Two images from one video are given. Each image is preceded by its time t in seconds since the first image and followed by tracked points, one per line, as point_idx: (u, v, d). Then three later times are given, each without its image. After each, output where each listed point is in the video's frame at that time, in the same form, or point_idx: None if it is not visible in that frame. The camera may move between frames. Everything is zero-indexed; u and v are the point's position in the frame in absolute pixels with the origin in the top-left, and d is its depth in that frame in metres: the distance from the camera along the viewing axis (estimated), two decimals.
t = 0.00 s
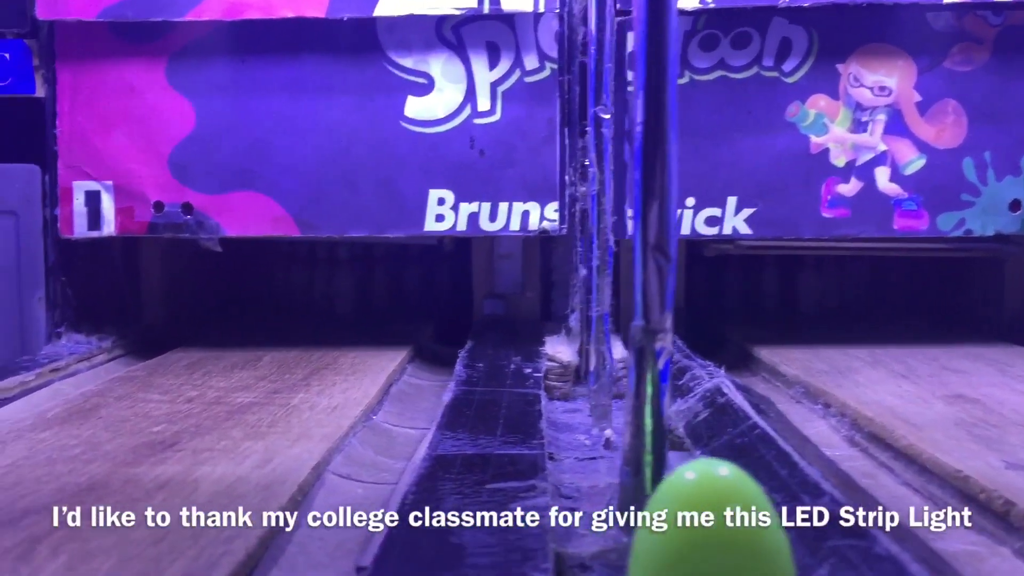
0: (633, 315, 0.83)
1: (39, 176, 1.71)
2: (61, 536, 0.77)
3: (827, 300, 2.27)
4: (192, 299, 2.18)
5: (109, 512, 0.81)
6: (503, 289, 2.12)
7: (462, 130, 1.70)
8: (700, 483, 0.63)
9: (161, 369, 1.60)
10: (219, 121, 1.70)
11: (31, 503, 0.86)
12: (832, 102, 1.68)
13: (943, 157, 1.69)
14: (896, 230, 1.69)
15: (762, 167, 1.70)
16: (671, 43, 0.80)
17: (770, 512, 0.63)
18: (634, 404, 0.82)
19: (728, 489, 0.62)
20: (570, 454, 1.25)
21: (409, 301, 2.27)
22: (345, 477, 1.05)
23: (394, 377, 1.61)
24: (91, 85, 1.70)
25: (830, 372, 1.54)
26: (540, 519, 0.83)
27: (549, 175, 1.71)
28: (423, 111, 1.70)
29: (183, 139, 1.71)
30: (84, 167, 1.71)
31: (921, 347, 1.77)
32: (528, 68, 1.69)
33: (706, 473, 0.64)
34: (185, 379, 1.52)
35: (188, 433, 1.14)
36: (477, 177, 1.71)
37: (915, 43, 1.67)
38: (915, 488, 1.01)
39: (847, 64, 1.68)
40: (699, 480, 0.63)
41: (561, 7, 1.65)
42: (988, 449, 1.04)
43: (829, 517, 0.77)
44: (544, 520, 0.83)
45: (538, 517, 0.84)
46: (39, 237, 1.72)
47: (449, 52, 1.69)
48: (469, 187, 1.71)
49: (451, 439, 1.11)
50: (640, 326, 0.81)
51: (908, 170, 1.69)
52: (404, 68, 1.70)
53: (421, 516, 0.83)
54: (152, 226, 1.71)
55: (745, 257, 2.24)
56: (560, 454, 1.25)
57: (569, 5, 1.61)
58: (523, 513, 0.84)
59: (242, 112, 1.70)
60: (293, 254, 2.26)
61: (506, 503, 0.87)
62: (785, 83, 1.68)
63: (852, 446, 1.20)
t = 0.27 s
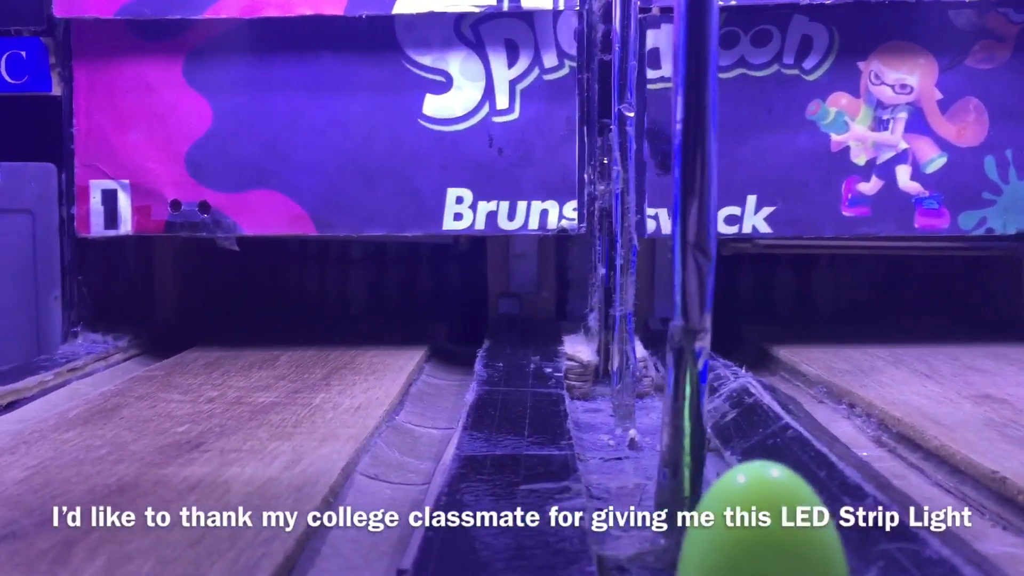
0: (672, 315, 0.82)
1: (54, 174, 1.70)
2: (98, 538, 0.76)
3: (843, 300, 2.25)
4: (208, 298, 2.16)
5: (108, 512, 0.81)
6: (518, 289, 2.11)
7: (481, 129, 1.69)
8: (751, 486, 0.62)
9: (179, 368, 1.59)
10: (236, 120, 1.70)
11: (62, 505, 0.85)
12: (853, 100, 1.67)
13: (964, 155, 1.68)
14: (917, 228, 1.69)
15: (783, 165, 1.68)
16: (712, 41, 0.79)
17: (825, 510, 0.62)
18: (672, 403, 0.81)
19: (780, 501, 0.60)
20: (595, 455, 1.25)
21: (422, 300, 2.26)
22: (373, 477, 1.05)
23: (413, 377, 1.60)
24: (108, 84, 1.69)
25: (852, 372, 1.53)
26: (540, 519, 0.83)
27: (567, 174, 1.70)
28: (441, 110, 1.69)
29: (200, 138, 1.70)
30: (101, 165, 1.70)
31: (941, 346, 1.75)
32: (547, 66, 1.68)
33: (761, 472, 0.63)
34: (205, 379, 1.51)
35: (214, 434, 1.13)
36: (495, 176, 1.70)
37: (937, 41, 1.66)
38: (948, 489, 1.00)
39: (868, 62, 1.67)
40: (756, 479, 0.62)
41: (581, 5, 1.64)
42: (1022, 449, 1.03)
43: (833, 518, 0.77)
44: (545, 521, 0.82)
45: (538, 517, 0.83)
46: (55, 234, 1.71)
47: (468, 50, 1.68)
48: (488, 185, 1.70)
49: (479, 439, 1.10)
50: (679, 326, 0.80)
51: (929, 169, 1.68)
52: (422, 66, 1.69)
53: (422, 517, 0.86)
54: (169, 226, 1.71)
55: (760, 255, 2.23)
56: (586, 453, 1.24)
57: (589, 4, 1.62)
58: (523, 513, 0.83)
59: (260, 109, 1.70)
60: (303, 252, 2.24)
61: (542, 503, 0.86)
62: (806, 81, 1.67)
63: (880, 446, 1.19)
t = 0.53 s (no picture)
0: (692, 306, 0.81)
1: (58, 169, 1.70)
2: (111, 532, 0.75)
3: (848, 298, 2.23)
4: (217, 293, 2.16)
5: (108, 511, 0.78)
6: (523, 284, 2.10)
7: (489, 123, 1.68)
8: (771, 483, 0.61)
9: (185, 364, 1.58)
10: (243, 114, 1.69)
11: (73, 499, 0.84)
12: (862, 94, 1.66)
13: (974, 149, 1.67)
14: (927, 223, 1.68)
15: (792, 159, 1.67)
16: (734, 30, 0.78)
17: (827, 511, 0.59)
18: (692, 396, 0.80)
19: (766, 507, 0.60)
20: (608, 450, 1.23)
21: (426, 296, 2.23)
22: (386, 472, 1.04)
23: (421, 372, 1.59)
24: (113, 77, 1.68)
25: (863, 367, 1.52)
26: (540, 519, 0.80)
27: (575, 168, 1.69)
28: (448, 104, 1.68)
29: (206, 132, 1.69)
30: (105, 159, 1.69)
31: (951, 341, 1.74)
32: (555, 59, 1.67)
33: (786, 466, 0.62)
34: (211, 374, 1.50)
35: (224, 428, 1.12)
36: (503, 170, 1.69)
37: (947, 34, 1.65)
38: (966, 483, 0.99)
39: (878, 56, 1.66)
40: (780, 474, 0.61)
41: None
42: None
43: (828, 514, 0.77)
44: (546, 521, 0.80)
45: (538, 517, 0.80)
46: (58, 229, 1.71)
47: (475, 44, 1.67)
48: (496, 179, 1.69)
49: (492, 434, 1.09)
50: (700, 318, 0.79)
51: (939, 163, 1.67)
52: (429, 60, 1.67)
53: (420, 517, 0.84)
54: (174, 220, 1.69)
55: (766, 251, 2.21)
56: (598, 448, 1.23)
57: None
58: (523, 513, 0.81)
59: (266, 104, 1.68)
60: (306, 247, 2.20)
61: (560, 497, 0.85)
62: (816, 74, 1.66)
63: (894, 441, 1.18)
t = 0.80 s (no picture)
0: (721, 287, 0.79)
1: (65, 157, 1.68)
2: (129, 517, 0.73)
3: (857, 291, 2.20)
4: (223, 280, 2.13)
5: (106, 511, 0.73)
6: (533, 274, 2.08)
7: (500, 109, 1.67)
8: (806, 468, 0.59)
9: (194, 353, 1.56)
10: (252, 101, 1.67)
11: (87, 485, 0.82)
12: (878, 79, 1.64)
13: (991, 135, 1.65)
14: (944, 209, 1.65)
15: (807, 144, 1.64)
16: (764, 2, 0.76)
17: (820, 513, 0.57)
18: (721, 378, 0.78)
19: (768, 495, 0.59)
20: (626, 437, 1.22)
21: (434, 284, 2.19)
22: (403, 459, 1.02)
23: (432, 361, 1.57)
24: (120, 64, 1.66)
25: (881, 355, 1.50)
26: (540, 519, 0.75)
27: (588, 155, 1.67)
28: (459, 90, 1.66)
29: (214, 120, 1.67)
30: (113, 147, 1.67)
31: (968, 329, 1.72)
32: (567, 46, 1.66)
33: (814, 453, 0.60)
34: (221, 363, 1.48)
35: (237, 415, 1.11)
36: (515, 157, 1.67)
37: (963, 19, 1.64)
38: (995, 469, 0.98)
39: (894, 40, 1.64)
40: (804, 464, 0.59)
41: None
42: None
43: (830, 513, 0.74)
44: (547, 521, 0.75)
45: (537, 517, 0.75)
46: (66, 217, 1.69)
47: (487, 30, 1.66)
48: (508, 166, 1.67)
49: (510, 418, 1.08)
50: (728, 298, 0.77)
51: (956, 149, 1.65)
52: (440, 46, 1.66)
53: (421, 517, 0.79)
54: (183, 209, 1.67)
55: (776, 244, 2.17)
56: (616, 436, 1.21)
57: None
58: (523, 513, 0.76)
59: (275, 91, 1.67)
60: (314, 236, 2.17)
61: (584, 482, 0.83)
62: (831, 59, 1.64)
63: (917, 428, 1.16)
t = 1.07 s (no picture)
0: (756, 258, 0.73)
1: (72, 142, 1.65)
2: (143, 500, 0.71)
3: (876, 278, 2.15)
4: (232, 268, 2.10)
5: (105, 511, 0.66)
6: (546, 260, 2.05)
7: (514, 91, 1.63)
8: (836, 455, 0.57)
9: (205, 339, 1.54)
10: (261, 83, 1.64)
11: (100, 468, 0.79)
12: (899, 58, 1.61)
13: (1016, 115, 1.61)
14: (967, 190, 1.62)
15: (827, 125, 1.61)
16: None
17: (817, 510, 0.56)
18: (756, 359, 0.71)
19: (809, 466, 0.59)
20: (649, 421, 1.19)
21: (445, 271, 2.17)
22: (423, 443, 1.00)
23: (447, 346, 1.54)
24: (127, 46, 1.64)
25: (905, 339, 1.46)
26: (540, 519, 0.69)
27: (603, 137, 1.64)
28: (472, 72, 1.63)
29: (222, 103, 1.64)
30: (120, 131, 1.64)
31: (992, 313, 1.69)
32: (582, 25, 1.62)
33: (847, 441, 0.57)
34: (233, 348, 1.46)
35: (252, 399, 1.08)
36: (529, 139, 1.64)
37: None
38: None
39: (916, 19, 1.61)
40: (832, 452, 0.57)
41: None
42: None
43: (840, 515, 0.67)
44: (547, 521, 0.69)
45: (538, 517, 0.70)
46: (72, 202, 1.66)
47: (500, 10, 1.63)
48: (521, 148, 1.64)
49: (530, 399, 1.07)
50: (764, 272, 0.71)
51: (980, 129, 1.62)
52: (452, 26, 1.63)
53: (405, 522, 0.71)
54: (192, 193, 1.65)
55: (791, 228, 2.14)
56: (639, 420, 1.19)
57: None
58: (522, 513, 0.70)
59: (284, 73, 1.64)
60: (322, 225, 2.16)
61: (614, 464, 0.81)
62: (852, 39, 1.61)
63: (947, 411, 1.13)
